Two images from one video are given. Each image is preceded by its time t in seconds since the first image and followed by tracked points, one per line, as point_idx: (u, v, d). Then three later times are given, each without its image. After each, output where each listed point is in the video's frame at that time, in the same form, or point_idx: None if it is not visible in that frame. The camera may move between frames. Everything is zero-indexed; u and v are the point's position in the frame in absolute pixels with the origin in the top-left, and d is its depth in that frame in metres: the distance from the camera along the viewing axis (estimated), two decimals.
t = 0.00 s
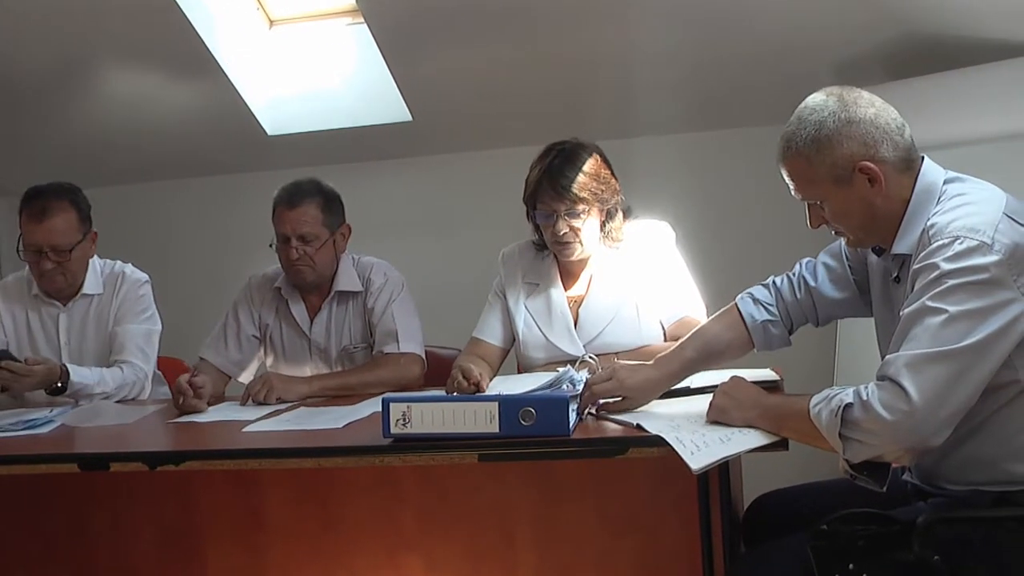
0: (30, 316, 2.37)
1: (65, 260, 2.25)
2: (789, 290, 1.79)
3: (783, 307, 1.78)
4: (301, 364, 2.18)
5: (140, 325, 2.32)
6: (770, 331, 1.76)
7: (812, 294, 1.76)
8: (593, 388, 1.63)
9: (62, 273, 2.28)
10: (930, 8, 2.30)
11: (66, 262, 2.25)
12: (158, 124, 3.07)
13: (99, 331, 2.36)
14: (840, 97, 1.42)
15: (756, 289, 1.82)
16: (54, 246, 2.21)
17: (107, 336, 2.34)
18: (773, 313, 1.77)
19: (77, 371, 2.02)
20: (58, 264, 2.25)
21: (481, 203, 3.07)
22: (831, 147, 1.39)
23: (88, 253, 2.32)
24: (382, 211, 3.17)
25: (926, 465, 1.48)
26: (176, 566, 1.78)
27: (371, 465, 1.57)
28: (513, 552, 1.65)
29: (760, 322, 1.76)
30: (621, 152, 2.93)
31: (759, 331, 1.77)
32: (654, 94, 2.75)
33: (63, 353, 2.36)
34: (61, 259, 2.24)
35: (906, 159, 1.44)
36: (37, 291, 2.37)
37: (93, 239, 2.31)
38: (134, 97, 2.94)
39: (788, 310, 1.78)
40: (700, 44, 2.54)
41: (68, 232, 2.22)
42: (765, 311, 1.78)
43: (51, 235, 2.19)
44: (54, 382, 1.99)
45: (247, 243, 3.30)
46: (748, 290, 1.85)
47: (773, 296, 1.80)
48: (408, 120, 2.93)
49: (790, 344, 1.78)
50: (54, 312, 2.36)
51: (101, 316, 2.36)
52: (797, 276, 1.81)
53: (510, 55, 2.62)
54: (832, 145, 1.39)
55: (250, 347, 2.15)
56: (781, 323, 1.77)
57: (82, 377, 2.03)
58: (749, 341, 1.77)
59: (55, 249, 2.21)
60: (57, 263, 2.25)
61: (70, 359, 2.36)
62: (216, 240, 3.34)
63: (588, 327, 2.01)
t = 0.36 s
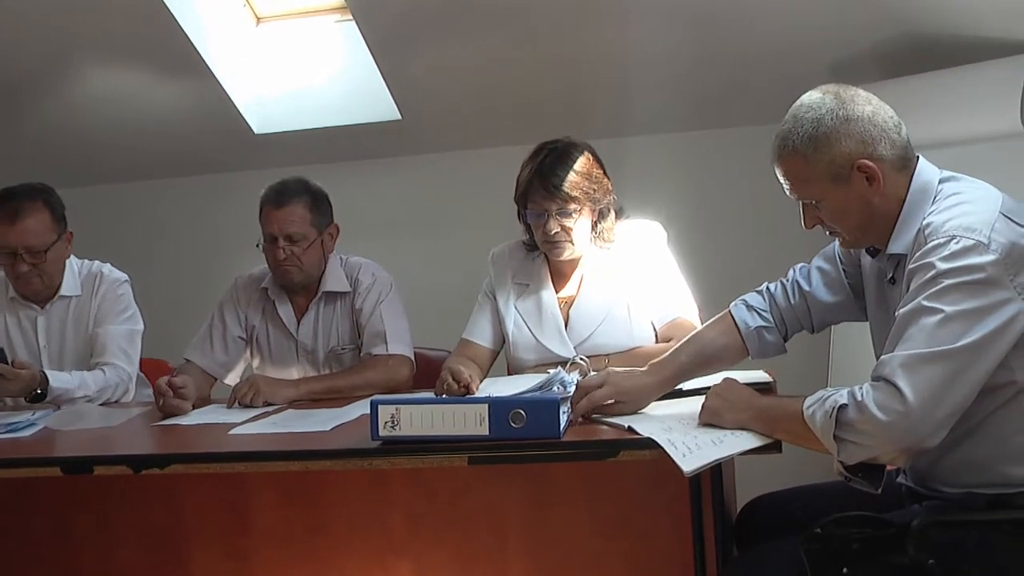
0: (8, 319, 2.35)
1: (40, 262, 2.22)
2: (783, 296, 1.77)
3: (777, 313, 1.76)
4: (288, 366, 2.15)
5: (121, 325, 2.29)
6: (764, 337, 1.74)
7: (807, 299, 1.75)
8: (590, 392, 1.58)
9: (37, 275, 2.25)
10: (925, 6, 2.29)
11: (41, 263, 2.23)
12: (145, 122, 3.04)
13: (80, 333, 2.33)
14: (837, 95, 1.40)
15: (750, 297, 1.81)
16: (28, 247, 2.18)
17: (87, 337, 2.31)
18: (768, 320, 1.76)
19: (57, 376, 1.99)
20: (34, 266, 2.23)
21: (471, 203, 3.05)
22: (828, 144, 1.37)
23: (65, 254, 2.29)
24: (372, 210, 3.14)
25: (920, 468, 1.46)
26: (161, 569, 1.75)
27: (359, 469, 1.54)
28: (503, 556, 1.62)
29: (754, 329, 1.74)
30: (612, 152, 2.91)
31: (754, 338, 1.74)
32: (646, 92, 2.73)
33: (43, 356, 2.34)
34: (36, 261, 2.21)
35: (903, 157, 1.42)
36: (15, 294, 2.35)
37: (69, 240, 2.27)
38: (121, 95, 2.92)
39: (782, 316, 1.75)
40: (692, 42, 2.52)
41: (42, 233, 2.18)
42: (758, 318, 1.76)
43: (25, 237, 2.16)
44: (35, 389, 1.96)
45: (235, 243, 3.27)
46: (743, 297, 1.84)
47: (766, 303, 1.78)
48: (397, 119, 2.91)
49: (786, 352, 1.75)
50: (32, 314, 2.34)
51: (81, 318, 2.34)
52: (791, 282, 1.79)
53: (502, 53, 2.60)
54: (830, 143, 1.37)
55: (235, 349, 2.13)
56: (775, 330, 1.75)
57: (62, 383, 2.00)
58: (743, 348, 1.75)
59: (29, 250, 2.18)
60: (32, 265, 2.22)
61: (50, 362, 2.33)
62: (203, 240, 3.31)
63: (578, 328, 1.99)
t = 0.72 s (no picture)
0: None
1: (21, 261, 2.19)
2: (775, 287, 1.75)
3: (769, 304, 1.74)
4: (276, 371, 2.13)
5: (105, 330, 2.27)
6: (755, 328, 1.73)
7: (798, 293, 1.72)
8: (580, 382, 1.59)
9: (19, 276, 2.22)
10: (921, 6, 2.27)
11: (22, 262, 2.19)
12: (134, 122, 3.01)
13: (62, 337, 2.30)
14: (835, 93, 1.38)
15: (743, 286, 1.78)
16: (9, 245, 2.15)
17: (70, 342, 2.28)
18: (760, 310, 1.74)
19: (43, 380, 1.97)
20: (14, 265, 2.19)
21: (462, 204, 3.03)
22: (826, 143, 1.35)
23: (45, 255, 2.26)
24: (362, 212, 3.12)
25: (916, 473, 1.43)
26: None
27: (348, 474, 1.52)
28: (494, 563, 1.60)
29: (745, 320, 1.72)
30: (604, 152, 2.89)
31: (744, 328, 1.73)
32: (638, 92, 2.71)
33: (25, 361, 2.30)
34: (17, 260, 2.18)
35: (901, 158, 1.40)
36: None
37: (48, 241, 2.25)
38: (108, 93, 2.89)
39: (774, 307, 1.74)
40: (684, 41, 2.51)
41: (23, 230, 2.17)
42: (750, 309, 1.74)
43: (6, 234, 2.14)
44: (19, 394, 1.93)
45: (224, 244, 3.24)
46: (735, 284, 1.82)
47: (759, 293, 1.76)
48: (387, 119, 2.89)
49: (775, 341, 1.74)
50: (12, 319, 2.30)
51: (63, 322, 2.31)
52: (783, 274, 1.76)
53: (495, 52, 2.58)
54: (828, 142, 1.35)
55: (222, 354, 2.11)
56: (766, 321, 1.73)
57: (49, 388, 1.98)
58: (733, 337, 1.74)
59: (8, 248, 2.16)
60: (13, 264, 2.18)
61: (31, 367, 2.30)
62: (193, 242, 3.27)
63: (571, 331, 1.96)
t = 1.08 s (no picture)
0: None
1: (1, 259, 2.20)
2: (778, 291, 1.73)
3: (771, 307, 1.73)
4: (264, 372, 2.10)
5: (87, 331, 2.24)
6: (756, 331, 1.72)
7: (798, 296, 1.70)
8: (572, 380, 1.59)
9: None
10: (916, 5, 2.26)
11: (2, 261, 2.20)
12: (121, 121, 2.98)
13: (43, 338, 2.28)
14: (838, 86, 1.37)
15: (747, 291, 1.78)
16: None
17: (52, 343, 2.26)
18: (762, 314, 1.72)
19: (26, 385, 1.94)
20: None
21: (453, 204, 3.00)
22: (825, 135, 1.33)
23: (26, 255, 2.26)
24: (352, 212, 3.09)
25: (909, 476, 1.41)
26: None
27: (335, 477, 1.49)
28: (483, 567, 1.58)
29: (745, 322, 1.72)
30: (596, 152, 2.87)
31: (744, 331, 1.72)
32: (630, 92, 2.69)
33: (6, 363, 2.28)
34: None
35: (900, 155, 1.38)
36: None
37: (29, 241, 2.25)
38: (95, 92, 2.86)
39: (777, 312, 1.72)
40: (676, 40, 2.49)
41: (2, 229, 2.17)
42: (751, 312, 1.73)
43: None
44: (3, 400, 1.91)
45: (214, 245, 3.22)
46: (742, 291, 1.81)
47: (761, 297, 1.75)
48: (376, 119, 2.87)
49: (779, 349, 1.72)
50: None
51: (44, 323, 2.28)
52: (787, 278, 1.74)
53: (486, 51, 2.56)
54: (828, 133, 1.33)
55: (209, 355, 2.09)
56: (768, 325, 1.72)
57: (33, 393, 1.96)
58: (734, 342, 1.73)
59: None
60: None
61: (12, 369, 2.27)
62: (182, 243, 3.25)
63: (560, 333, 1.95)
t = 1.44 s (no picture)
0: None
1: None
2: (767, 293, 1.71)
3: (758, 309, 1.70)
4: (251, 377, 2.09)
5: (69, 336, 2.21)
6: (743, 335, 1.69)
7: (791, 297, 1.68)
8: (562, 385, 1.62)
9: None
10: (910, 6, 2.24)
11: None
12: (109, 122, 2.95)
13: (25, 344, 2.25)
14: (834, 85, 1.35)
15: (735, 292, 1.75)
16: None
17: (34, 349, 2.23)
18: (751, 316, 1.70)
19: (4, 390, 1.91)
20: None
21: (445, 206, 2.98)
22: (819, 134, 1.32)
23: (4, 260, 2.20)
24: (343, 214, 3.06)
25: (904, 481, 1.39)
26: None
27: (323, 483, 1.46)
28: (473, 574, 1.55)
29: (731, 325, 1.69)
30: (588, 154, 2.85)
31: (731, 334, 1.70)
32: (622, 92, 2.67)
33: None
34: None
35: (897, 155, 1.36)
36: None
37: (8, 245, 2.18)
38: (83, 92, 2.83)
39: (765, 314, 1.70)
40: (669, 41, 2.47)
41: None
42: (738, 314, 1.71)
43: None
44: None
45: (203, 247, 3.19)
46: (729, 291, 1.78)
47: (750, 299, 1.72)
48: (365, 121, 2.84)
49: (765, 353, 1.70)
50: None
51: (26, 328, 2.25)
52: (778, 280, 1.71)
53: (477, 51, 2.54)
54: (822, 131, 1.32)
55: (195, 360, 2.06)
56: (755, 328, 1.70)
57: (12, 398, 1.93)
58: (721, 345, 1.71)
59: None
60: None
61: None
62: (171, 245, 3.22)
63: (551, 337, 1.93)
